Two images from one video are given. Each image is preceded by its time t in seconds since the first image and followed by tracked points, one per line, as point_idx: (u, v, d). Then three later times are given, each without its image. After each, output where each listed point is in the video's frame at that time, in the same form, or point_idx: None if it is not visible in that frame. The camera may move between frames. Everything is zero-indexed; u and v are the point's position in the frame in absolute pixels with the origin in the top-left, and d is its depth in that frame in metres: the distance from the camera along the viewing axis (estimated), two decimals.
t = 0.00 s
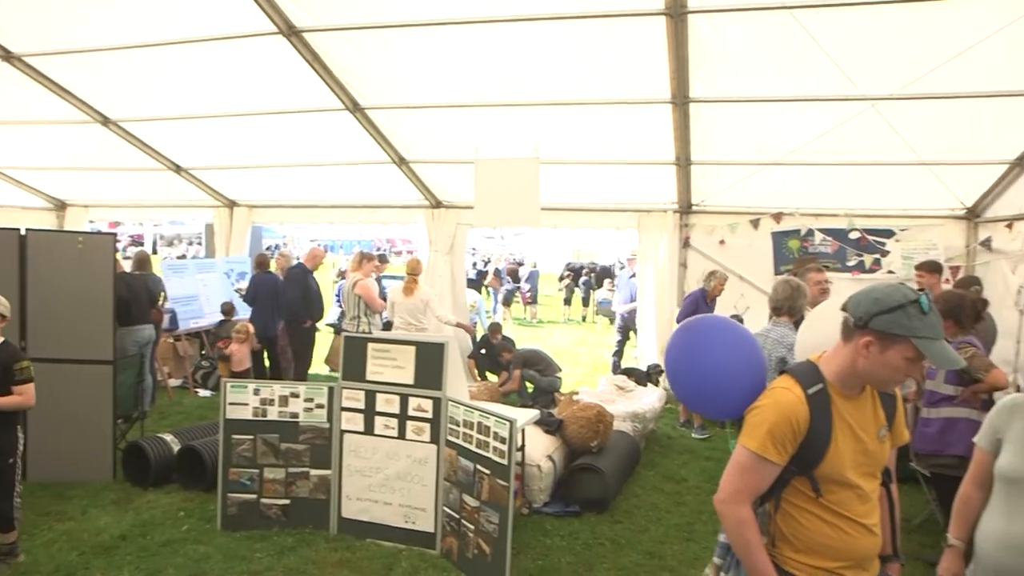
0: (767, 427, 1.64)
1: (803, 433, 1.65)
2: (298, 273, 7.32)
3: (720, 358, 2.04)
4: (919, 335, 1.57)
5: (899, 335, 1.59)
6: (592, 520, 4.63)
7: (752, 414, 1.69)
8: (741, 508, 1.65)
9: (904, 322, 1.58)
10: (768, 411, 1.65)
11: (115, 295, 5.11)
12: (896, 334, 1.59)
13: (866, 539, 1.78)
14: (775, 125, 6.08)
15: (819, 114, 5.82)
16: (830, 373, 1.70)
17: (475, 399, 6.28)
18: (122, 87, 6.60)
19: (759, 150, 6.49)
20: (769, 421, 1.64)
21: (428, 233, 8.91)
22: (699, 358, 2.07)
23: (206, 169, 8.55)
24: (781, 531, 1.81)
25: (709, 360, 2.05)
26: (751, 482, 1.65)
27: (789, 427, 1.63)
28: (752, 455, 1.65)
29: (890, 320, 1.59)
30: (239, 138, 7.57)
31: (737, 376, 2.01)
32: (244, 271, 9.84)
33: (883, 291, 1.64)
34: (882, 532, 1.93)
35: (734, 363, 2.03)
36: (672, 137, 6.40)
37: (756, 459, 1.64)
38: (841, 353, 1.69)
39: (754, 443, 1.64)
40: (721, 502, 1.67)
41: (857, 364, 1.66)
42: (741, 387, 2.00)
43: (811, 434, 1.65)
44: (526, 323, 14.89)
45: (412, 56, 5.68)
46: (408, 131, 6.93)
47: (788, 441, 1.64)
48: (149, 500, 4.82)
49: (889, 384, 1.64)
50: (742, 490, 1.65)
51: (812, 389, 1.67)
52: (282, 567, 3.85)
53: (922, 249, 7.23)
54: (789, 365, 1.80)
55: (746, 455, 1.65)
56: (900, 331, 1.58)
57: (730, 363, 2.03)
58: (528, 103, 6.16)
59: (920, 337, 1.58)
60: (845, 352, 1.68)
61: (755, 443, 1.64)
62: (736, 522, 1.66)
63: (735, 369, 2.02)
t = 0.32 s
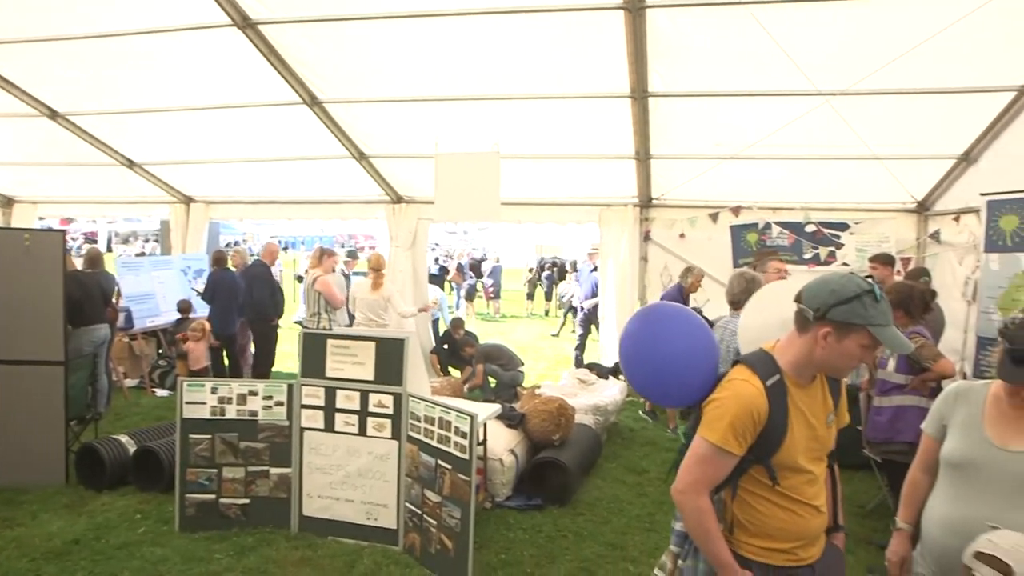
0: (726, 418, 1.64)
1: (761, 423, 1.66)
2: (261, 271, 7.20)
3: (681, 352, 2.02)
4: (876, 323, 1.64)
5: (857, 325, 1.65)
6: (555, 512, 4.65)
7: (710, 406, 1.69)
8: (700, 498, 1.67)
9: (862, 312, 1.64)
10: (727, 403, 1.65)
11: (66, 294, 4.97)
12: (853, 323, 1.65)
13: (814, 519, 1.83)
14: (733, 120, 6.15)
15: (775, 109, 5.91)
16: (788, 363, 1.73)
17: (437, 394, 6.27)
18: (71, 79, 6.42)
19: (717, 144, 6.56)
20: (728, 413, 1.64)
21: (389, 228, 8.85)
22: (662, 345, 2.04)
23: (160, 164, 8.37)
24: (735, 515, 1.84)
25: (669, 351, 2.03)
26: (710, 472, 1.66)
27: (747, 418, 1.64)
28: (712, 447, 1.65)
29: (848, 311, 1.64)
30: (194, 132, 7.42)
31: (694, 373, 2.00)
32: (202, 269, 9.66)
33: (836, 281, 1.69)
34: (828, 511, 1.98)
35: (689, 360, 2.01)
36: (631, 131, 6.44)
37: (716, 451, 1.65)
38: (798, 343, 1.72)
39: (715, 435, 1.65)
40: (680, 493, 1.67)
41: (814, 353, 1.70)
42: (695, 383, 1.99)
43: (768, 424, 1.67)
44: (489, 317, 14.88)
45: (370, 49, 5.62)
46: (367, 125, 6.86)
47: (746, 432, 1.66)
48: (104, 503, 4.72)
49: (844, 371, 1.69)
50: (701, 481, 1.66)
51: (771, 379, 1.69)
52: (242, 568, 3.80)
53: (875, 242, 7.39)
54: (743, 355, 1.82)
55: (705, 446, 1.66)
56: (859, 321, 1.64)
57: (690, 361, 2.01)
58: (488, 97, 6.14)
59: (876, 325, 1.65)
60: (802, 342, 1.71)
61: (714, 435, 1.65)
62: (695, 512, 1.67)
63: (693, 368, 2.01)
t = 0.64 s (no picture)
0: (686, 396, 1.67)
1: (718, 400, 1.70)
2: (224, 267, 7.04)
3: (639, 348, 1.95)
4: (821, 296, 1.68)
5: (803, 298, 1.69)
6: (512, 502, 4.66)
7: (670, 385, 1.72)
8: (660, 476, 1.69)
9: (807, 286, 1.68)
10: (686, 381, 1.68)
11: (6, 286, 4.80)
12: (801, 297, 1.69)
13: (767, 497, 1.87)
14: (687, 111, 6.22)
15: (728, 101, 6.00)
16: (740, 342, 1.77)
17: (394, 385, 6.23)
18: (10, 63, 6.19)
19: (672, 136, 6.62)
20: (687, 391, 1.68)
21: (344, 218, 8.75)
22: (617, 340, 1.98)
23: (106, 152, 8.12)
24: (692, 496, 1.86)
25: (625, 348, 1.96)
26: (670, 449, 1.68)
27: (705, 395, 1.68)
28: (672, 423, 1.68)
29: (796, 286, 1.68)
30: (143, 121, 7.22)
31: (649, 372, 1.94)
32: (151, 260, 9.42)
33: (783, 259, 1.73)
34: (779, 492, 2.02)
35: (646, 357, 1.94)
36: (587, 121, 6.46)
37: (676, 427, 1.68)
38: (749, 321, 1.76)
39: (675, 411, 1.68)
40: (643, 471, 1.69)
41: (766, 330, 1.74)
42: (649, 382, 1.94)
43: (725, 400, 1.70)
44: (447, 308, 14.84)
45: (324, 36, 5.53)
46: (321, 113, 6.76)
47: (704, 409, 1.69)
48: (48, 502, 4.59)
49: (795, 346, 1.74)
50: (662, 459, 1.69)
51: (726, 357, 1.72)
52: (194, 565, 3.73)
53: (825, 232, 7.55)
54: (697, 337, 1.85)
55: (666, 424, 1.69)
56: (805, 294, 1.68)
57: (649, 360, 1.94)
58: (444, 86, 6.10)
59: (821, 297, 1.69)
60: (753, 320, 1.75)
61: (674, 412, 1.68)
62: (656, 489, 1.70)
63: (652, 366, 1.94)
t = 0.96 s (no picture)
0: (661, 375, 1.69)
1: (689, 382, 1.73)
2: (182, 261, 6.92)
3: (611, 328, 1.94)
4: (782, 281, 1.74)
5: (765, 284, 1.75)
6: (474, 495, 4.67)
7: (643, 365, 1.73)
8: (631, 455, 1.71)
9: (768, 272, 1.74)
10: (660, 362, 1.70)
11: None
12: (762, 283, 1.74)
13: (727, 479, 1.91)
14: (648, 106, 6.27)
15: (687, 96, 6.06)
16: (707, 327, 1.81)
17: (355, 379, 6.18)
18: None
19: (633, 130, 6.67)
20: (661, 372, 1.69)
21: (305, 211, 8.64)
22: (591, 317, 1.96)
23: (57, 142, 7.90)
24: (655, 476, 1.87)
25: (600, 322, 1.94)
26: (641, 429, 1.70)
27: (678, 377, 1.70)
28: (644, 403, 1.69)
29: (757, 272, 1.74)
30: (95, 110, 7.04)
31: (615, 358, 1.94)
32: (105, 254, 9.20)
33: (743, 248, 1.79)
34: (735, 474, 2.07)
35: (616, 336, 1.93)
36: (548, 115, 6.47)
37: (648, 407, 1.69)
38: (715, 308, 1.80)
39: (648, 391, 1.69)
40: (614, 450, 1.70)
41: (731, 316, 1.78)
42: (613, 368, 1.94)
43: (696, 383, 1.74)
44: (409, 302, 14.76)
45: (282, 25, 5.45)
46: (280, 104, 6.66)
47: (675, 390, 1.71)
48: None
49: (758, 330, 1.79)
50: (634, 437, 1.70)
51: (695, 341, 1.75)
52: (150, 564, 3.67)
53: (783, 225, 7.68)
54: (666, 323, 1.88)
55: (638, 404, 1.70)
56: (765, 279, 1.74)
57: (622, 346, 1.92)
58: (405, 78, 6.05)
59: (781, 282, 1.75)
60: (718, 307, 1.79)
61: (649, 391, 1.69)
62: (627, 467, 1.71)
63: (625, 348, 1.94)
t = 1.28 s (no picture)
0: (637, 360, 1.70)
1: (660, 371, 1.75)
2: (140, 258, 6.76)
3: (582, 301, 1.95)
4: (748, 278, 1.76)
5: (731, 280, 1.77)
6: (438, 491, 4.66)
7: (618, 348, 1.73)
8: (591, 426, 1.67)
9: (734, 269, 1.77)
10: (640, 348, 1.71)
11: None
12: (729, 280, 1.77)
13: (687, 466, 1.95)
14: (612, 101, 6.30)
15: (648, 92, 6.10)
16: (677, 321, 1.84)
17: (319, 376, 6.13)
18: None
19: (596, 125, 6.70)
20: (639, 357, 1.71)
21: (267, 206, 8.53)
22: (564, 293, 1.96)
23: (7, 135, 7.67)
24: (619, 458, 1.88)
25: (572, 293, 1.96)
26: (608, 409, 1.69)
27: (653, 363, 1.72)
28: (615, 384, 1.69)
29: (723, 269, 1.76)
30: (48, 102, 6.86)
31: (582, 333, 1.94)
32: (60, 250, 8.91)
33: (712, 246, 1.81)
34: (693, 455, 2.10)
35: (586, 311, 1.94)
36: (511, 110, 6.47)
37: (616, 387, 1.69)
38: (684, 305, 1.83)
39: (619, 372, 1.69)
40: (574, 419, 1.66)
41: (699, 312, 1.81)
42: (583, 349, 1.96)
43: (667, 372, 1.76)
44: (374, 298, 14.67)
45: (241, 18, 5.36)
46: (240, 98, 6.56)
47: (648, 376, 1.73)
48: None
49: (724, 326, 1.82)
50: (600, 416, 1.68)
51: (669, 333, 1.77)
52: (107, 567, 3.60)
53: (744, 221, 7.80)
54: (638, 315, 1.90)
55: (608, 383, 1.69)
56: (732, 277, 1.76)
57: (592, 323, 1.93)
58: (368, 72, 6.00)
59: (748, 280, 1.77)
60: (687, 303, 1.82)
61: (622, 373, 1.69)
62: (585, 437, 1.67)
63: (593, 326, 1.95)
